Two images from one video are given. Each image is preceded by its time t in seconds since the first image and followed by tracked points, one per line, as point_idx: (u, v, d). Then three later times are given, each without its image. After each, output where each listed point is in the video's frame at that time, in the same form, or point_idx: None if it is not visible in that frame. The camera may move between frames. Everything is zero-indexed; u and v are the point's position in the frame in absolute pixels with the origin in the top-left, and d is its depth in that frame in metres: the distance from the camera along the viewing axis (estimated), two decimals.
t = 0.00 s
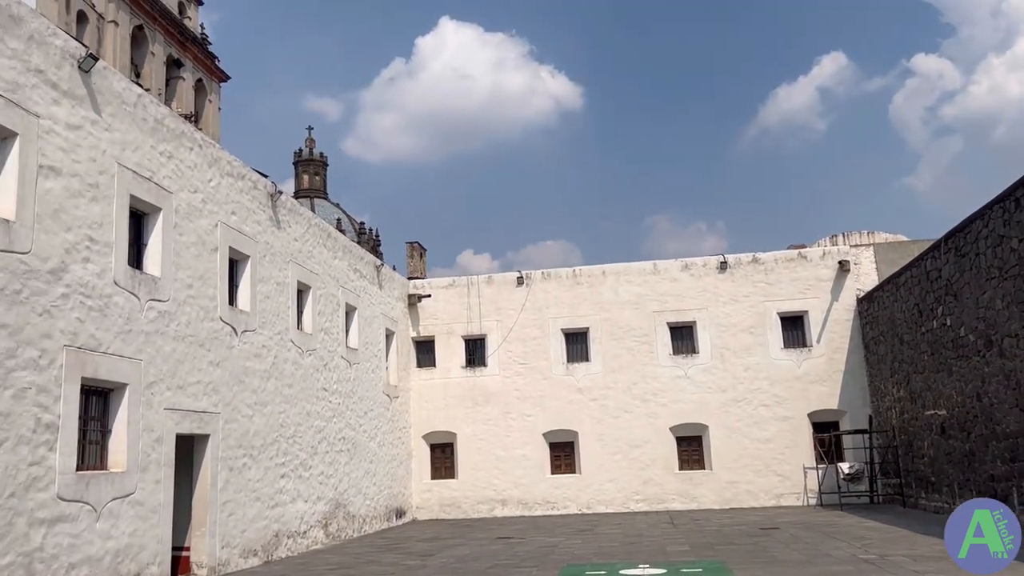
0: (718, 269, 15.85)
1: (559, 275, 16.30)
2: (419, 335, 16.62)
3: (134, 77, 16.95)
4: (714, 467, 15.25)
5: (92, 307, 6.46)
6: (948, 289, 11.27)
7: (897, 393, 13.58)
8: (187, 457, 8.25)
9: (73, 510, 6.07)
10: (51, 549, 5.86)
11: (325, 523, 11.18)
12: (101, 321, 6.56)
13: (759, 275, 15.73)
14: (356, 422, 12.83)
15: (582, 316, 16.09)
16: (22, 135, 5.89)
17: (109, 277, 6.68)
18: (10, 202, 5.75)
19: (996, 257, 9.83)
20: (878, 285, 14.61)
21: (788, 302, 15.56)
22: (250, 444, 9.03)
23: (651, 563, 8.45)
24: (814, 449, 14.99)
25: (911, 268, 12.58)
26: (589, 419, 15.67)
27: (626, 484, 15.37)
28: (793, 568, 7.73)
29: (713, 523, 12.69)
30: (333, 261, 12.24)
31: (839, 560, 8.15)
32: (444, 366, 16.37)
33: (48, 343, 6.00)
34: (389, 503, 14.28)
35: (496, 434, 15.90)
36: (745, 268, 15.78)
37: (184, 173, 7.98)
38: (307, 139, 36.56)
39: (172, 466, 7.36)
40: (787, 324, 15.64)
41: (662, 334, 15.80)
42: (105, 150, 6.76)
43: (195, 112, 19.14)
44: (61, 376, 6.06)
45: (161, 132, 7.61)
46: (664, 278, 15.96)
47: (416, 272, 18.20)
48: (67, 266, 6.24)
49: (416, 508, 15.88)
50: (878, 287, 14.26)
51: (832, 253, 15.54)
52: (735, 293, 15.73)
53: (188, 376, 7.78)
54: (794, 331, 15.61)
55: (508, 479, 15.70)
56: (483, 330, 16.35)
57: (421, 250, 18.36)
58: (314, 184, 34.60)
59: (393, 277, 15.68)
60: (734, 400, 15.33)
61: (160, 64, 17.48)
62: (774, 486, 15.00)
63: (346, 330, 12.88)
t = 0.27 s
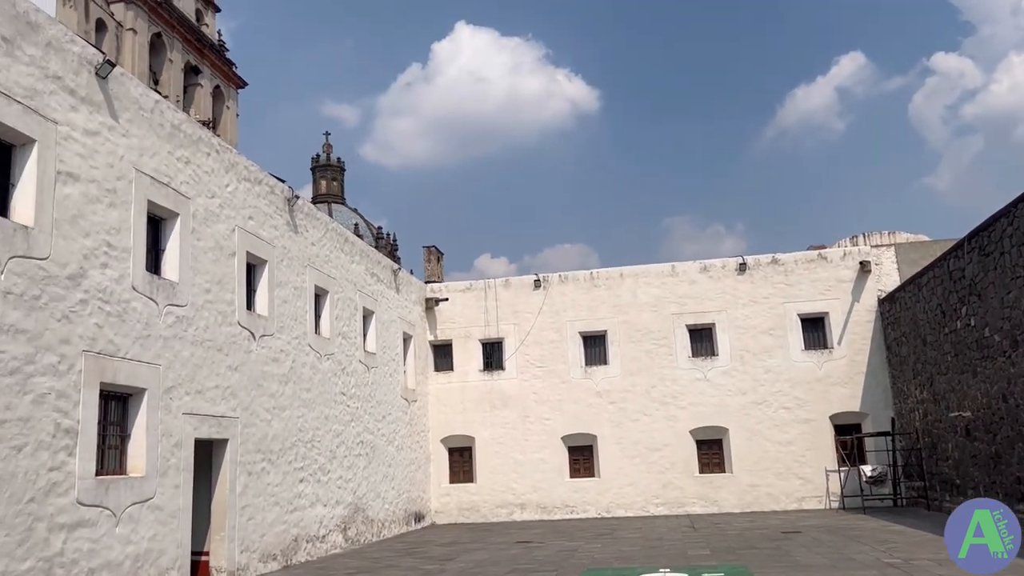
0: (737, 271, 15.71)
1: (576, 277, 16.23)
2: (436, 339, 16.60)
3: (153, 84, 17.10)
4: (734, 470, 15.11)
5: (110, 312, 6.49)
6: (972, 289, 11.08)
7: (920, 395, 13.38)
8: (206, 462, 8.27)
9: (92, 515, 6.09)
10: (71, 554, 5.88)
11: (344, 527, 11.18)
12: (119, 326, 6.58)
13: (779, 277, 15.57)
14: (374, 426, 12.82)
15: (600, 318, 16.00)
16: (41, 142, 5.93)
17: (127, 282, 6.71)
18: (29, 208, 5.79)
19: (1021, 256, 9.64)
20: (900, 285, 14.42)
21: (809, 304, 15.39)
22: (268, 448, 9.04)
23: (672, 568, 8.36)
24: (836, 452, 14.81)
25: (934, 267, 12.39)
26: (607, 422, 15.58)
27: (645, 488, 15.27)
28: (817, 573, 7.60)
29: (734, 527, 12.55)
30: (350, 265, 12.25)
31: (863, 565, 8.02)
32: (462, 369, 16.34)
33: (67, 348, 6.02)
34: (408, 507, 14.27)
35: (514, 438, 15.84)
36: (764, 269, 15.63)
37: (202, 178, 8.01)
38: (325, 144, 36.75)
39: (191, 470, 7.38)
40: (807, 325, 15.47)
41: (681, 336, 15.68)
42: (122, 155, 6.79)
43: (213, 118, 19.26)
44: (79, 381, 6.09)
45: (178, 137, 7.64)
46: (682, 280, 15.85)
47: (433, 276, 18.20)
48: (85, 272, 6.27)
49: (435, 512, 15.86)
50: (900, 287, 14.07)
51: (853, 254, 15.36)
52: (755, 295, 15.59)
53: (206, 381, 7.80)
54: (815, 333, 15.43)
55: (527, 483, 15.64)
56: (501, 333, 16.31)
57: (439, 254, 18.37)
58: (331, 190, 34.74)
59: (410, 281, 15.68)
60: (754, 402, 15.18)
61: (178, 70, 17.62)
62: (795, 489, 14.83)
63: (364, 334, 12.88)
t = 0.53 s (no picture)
0: (759, 274, 15.56)
1: (596, 282, 16.15)
2: (456, 344, 16.58)
3: (174, 93, 17.26)
4: (757, 476, 14.94)
5: (131, 320, 6.53)
6: (1000, 291, 10.88)
7: (947, 399, 13.15)
8: (227, 469, 8.29)
9: (114, 522, 6.11)
10: (93, 561, 5.91)
11: (365, 533, 11.16)
12: (140, 334, 6.62)
13: (801, 280, 15.40)
14: (394, 432, 12.81)
15: (620, 323, 15.91)
16: (62, 151, 5.98)
17: (147, 290, 6.75)
18: (51, 217, 5.83)
19: None
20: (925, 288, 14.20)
21: (832, 307, 15.20)
22: (289, 454, 9.06)
23: None
24: (861, 457, 14.60)
25: (960, 269, 12.18)
26: (628, 427, 15.47)
27: (667, 494, 15.14)
28: None
29: (757, 533, 12.40)
30: (369, 271, 12.26)
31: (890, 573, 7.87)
32: (482, 375, 16.31)
33: (89, 357, 6.06)
34: (429, 513, 14.24)
35: (535, 443, 15.77)
36: (786, 272, 15.47)
37: (221, 186, 8.05)
38: (344, 151, 36.94)
39: (212, 477, 7.40)
40: (830, 329, 15.28)
41: (702, 341, 15.55)
42: (142, 164, 6.84)
43: (233, 126, 19.38)
44: (101, 389, 6.12)
45: (198, 146, 7.69)
46: (703, 284, 15.72)
47: (453, 282, 18.19)
48: (106, 280, 6.31)
49: (456, 518, 15.82)
50: (925, 290, 13.85)
51: (876, 256, 15.16)
52: (777, 298, 15.43)
53: (227, 388, 7.83)
54: (839, 336, 15.23)
55: (548, 489, 15.56)
56: (520, 338, 16.26)
57: (458, 259, 18.36)
58: (350, 196, 34.90)
59: (429, 286, 15.68)
60: (777, 407, 15.01)
61: (199, 79, 17.78)
62: (820, 495, 14.64)
63: (384, 341, 12.89)
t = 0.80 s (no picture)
0: (782, 280, 15.39)
1: (617, 288, 16.06)
2: (476, 352, 16.55)
3: (196, 104, 17.44)
4: (782, 484, 14.75)
5: (152, 329, 6.56)
6: None
7: (975, 406, 12.90)
8: (248, 478, 8.31)
9: (136, 531, 6.14)
10: (116, 570, 5.93)
11: (386, 542, 11.15)
12: (161, 343, 6.65)
13: (825, 285, 15.21)
14: (415, 440, 12.79)
15: (641, 330, 15.80)
16: (84, 162, 6.03)
17: (169, 299, 6.78)
18: (73, 228, 5.89)
19: None
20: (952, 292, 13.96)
21: (857, 312, 14.99)
22: (310, 463, 9.07)
23: None
24: (888, 465, 14.37)
25: (987, 273, 11.96)
26: (651, 435, 15.34)
27: (690, 502, 14.99)
28: None
29: (782, 542, 12.24)
30: (390, 279, 12.27)
31: None
32: (503, 382, 16.26)
33: (111, 366, 6.10)
34: (450, 521, 14.20)
35: (556, 451, 15.69)
36: (810, 277, 15.29)
37: (242, 196, 8.10)
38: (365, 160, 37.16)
39: (233, 486, 7.41)
40: (855, 334, 15.07)
41: (725, 347, 15.39)
42: (163, 174, 6.88)
43: (255, 136, 19.55)
44: (123, 399, 6.16)
45: (218, 155, 7.73)
46: (725, 289, 15.58)
47: (473, 289, 18.17)
48: (128, 290, 6.35)
49: (477, 526, 15.76)
50: (952, 294, 13.61)
51: (901, 260, 14.94)
52: (800, 304, 15.25)
53: (248, 397, 7.85)
54: (864, 342, 15.02)
55: (570, 497, 15.46)
56: (541, 345, 16.20)
57: (478, 266, 18.35)
58: (372, 205, 35.08)
59: (450, 294, 15.68)
60: (801, 414, 14.82)
61: (221, 90, 17.95)
62: (846, 503, 14.43)
63: (404, 348, 12.89)
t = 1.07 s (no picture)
0: (805, 287, 15.22)
1: (637, 296, 15.97)
2: (497, 361, 16.52)
3: (219, 116, 17.64)
4: (806, 494, 14.55)
5: (173, 340, 6.61)
6: None
7: (1004, 415, 12.64)
8: (269, 488, 8.32)
9: (157, 541, 6.16)
10: None
11: (407, 552, 11.12)
12: (182, 353, 6.69)
13: (849, 292, 15.02)
14: (436, 449, 12.78)
15: (662, 338, 15.69)
16: (106, 175, 6.10)
17: (189, 309, 6.83)
18: (95, 240, 5.95)
19: None
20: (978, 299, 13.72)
21: (881, 320, 14.79)
22: (330, 472, 9.07)
23: None
24: (915, 475, 14.12)
25: (1013, 280, 11.73)
26: (672, 444, 15.20)
27: (713, 512, 14.83)
28: None
29: (807, 553, 12.04)
30: (409, 288, 12.28)
31: None
32: (523, 392, 16.21)
33: (132, 377, 6.15)
34: (471, 531, 14.15)
35: (577, 461, 15.60)
36: (833, 285, 15.11)
37: (262, 206, 8.15)
38: (386, 171, 37.38)
39: (253, 496, 7.43)
40: (880, 342, 14.86)
41: (747, 355, 15.24)
42: (184, 186, 6.94)
43: (277, 147, 19.72)
44: (144, 409, 6.20)
45: (239, 166, 7.79)
46: (747, 297, 15.44)
47: (494, 298, 18.16)
48: (149, 301, 6.40)
49: (498, 536, 15.69)
50: (978, 301, 13.37)
51: (926, 267, 14.73)
52: (824, 311, 15.07)
53: (269, 406, 7.88)
54: (888, 350, 14.80)
55: (591, 507, 15.36)
56: (562, 354, 16.13)
57: (499, 275, 18.34)
58: (393, 215, 35.26)
59: (470, 303, 15.67)
60: (825, 423, 14.62)
61: (243, 102, 18.14)
62: (872, 514, 14.20)
63: (424, 357, 12.89)
